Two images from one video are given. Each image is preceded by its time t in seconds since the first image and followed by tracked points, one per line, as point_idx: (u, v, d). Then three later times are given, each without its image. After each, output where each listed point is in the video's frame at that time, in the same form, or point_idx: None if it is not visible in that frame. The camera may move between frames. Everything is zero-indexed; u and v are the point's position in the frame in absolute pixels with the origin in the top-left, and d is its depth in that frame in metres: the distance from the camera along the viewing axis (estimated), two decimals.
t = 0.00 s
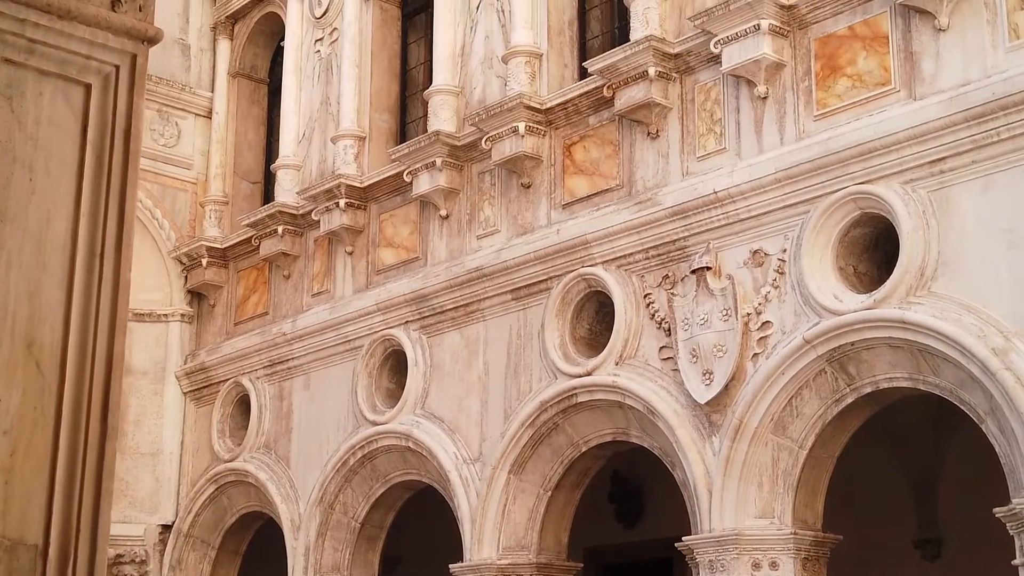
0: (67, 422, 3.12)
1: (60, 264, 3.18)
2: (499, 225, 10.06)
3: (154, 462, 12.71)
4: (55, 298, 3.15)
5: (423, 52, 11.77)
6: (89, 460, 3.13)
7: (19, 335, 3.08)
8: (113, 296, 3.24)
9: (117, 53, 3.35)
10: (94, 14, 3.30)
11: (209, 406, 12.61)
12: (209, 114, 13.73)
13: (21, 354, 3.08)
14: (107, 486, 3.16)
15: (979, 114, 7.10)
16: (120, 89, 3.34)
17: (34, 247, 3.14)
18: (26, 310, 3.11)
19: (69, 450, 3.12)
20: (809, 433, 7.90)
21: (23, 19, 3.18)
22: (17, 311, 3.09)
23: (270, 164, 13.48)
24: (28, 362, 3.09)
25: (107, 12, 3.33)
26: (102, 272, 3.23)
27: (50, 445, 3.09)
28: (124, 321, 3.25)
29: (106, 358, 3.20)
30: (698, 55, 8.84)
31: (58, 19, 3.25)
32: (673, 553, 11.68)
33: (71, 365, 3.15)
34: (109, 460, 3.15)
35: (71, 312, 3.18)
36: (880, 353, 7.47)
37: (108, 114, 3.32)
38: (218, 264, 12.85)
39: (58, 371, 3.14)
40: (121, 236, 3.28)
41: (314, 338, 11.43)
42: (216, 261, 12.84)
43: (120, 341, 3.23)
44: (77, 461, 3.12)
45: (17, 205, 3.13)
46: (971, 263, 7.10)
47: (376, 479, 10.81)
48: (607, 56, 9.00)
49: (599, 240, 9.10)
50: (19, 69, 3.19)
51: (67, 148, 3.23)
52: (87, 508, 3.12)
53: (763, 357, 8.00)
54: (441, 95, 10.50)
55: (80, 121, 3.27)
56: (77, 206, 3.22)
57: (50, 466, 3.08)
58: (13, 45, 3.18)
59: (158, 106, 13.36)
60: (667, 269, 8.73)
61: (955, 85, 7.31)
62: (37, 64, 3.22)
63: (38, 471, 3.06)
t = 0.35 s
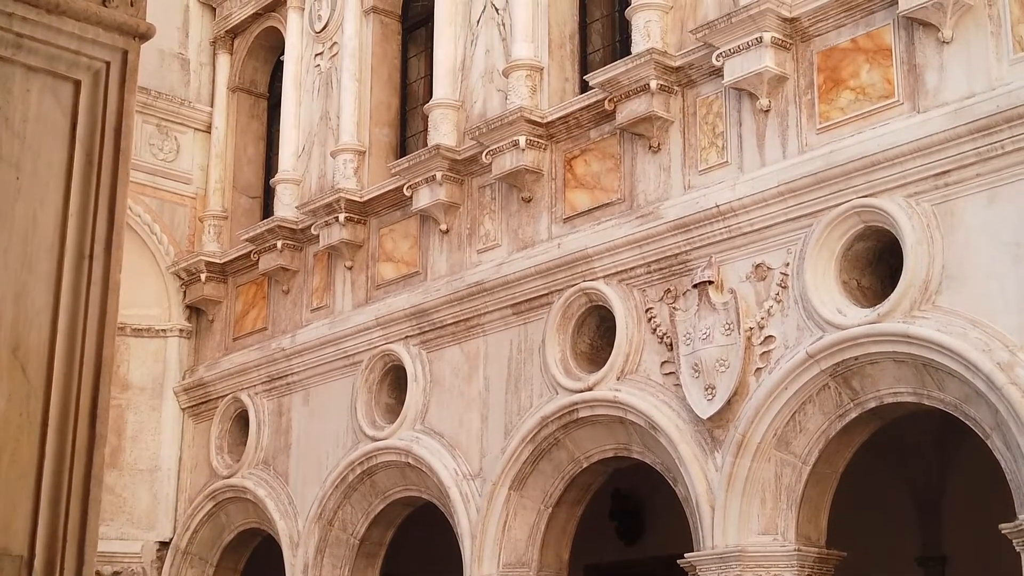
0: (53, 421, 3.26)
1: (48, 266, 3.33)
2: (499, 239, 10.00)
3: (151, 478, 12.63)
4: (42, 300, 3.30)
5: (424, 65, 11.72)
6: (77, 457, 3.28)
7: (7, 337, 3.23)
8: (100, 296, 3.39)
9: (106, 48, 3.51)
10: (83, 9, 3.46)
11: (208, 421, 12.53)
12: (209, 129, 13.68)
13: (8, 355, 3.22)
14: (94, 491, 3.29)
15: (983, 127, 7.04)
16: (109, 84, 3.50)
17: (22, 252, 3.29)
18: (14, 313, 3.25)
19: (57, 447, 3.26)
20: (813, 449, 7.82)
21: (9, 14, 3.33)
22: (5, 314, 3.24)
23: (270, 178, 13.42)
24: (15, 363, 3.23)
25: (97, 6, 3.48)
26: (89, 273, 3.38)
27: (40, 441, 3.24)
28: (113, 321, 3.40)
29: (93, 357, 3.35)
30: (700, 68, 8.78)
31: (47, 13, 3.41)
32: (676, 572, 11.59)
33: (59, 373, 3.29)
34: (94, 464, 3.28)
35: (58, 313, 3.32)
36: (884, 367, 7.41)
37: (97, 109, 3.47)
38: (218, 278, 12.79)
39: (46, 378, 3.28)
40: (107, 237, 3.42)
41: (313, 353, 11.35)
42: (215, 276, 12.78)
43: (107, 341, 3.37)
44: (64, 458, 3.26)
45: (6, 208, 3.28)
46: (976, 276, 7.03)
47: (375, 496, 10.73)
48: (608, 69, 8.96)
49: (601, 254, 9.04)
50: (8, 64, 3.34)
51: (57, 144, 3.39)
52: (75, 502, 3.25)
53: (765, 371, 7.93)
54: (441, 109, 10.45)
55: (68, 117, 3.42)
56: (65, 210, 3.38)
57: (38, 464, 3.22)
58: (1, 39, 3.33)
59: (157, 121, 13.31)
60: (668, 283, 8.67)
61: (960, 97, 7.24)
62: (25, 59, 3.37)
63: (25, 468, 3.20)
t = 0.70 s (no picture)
0: (46, 431, 2.89)
1: (42, 262, 2.96)
2: (500, 248, 9.95)
3: (151, 488, 12.57)
4: (35, 298, 2.93)
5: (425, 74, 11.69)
6: (71, 471, 2.91)
7: None
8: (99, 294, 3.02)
9: (105, 43, 3.12)
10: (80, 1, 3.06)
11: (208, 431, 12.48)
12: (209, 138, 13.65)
13: None
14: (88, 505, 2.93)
15: (988, 134, 6.98)
16: (108, 81, 3.11)
17: (15, 246, 2.92)
18: (4, 312, 2.88)
19: (51, 459, 2.89)
20: (817, 458, 7.77)
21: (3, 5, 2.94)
22: None
23: (270, 187, 13.39)
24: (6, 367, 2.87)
25: None
26: (87, 270, 3.00)
27: (31, 453, 2.88)
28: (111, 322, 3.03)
29: (91, 361, 2.98)
30: (703, 75, 8.74)
31: (41, 6, 3.01)
32: None
33: (52, 375, 2.92)
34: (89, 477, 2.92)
35: (53, 312, 2.95)
36: (889, 376, 7.35)
37: (95, 106, 3.08)
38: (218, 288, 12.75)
39: (38, 382, 2.91)
40: (107, 232, 3.05)
41: (314, 363, 11.30)
42: (215, 285, 12.73)
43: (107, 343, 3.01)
44: (58, 471, 2.90)
45: None
46: (982, 284, 6.97)
47: (376, 506, 10.68)
48: (611, 76, 8.91)
49: (603, 262, 8.99)
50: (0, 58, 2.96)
51: (51, 142, 3.01)
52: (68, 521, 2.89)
53: (769, 380, 7.88)
54: (442, 117, 10.42)
55: (64, 114, 3.04)
56: (62, 202, 3.00)
57: (28, 477, 2.87)
58: None
59: (157, 130, 13.28)
60: (671, 292, 8.62)
61: (965, 104, 7.19)
62: (19, 53, 2.99)
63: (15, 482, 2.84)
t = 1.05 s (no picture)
0: (35, 434, 2.84)
1: (32, 264, 2.90)
2: (501, 259, 9.91)
3: (150, 500, 12.51)
4: (25, 300, 2.87)
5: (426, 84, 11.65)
6: (62, 475, 2.87)
7: None
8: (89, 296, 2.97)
9: (96, 40, 3.07)
10: None
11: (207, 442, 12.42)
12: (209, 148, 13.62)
13: None
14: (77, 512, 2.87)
15: (993, 143, 6.93)
16: (99, 79, 3.06)
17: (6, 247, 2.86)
18: None
19: (41, 463, 2.85)
20: (820, 470, 7.72)
21: None
22: None
23: (270, 198, 13.35)
24: None
25: None
26: (77, 272, 2.95)
27: (20, 457, 2.83)
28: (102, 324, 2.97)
29: (81, 364, 2.93)
30: (704, 85, 8.71)
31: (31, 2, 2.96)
32: None
33: (42, 377, 2.87)
34: (80, 482, 2.87)
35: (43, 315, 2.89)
36: (892, 387, 7.30)
37: (86, 105, 3.03)
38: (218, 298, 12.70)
39: (27, 385, 2.86)
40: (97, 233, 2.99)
41: (314, 374, 11.25)
42: (215, 296, 12.69)
43: (98, 346, 2.95)
44: (48, 475, 2.85)
45: None
46: (986, 294, 6.92)
47: (376, 518, 10.62)
48: (612, 86, 8.87)
49: (604, 273, 8.94)
50: None
51: (42, 142, 2.95)
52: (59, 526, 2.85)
53: (771, 392, 7.83)
54: (443, 127, 10.39)
55: (55, 112, 2.98)
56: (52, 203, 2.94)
57: (18, 482, 2.82)
58: None
59: (157, 140, 13.26)
60: (673, 302, 8.57)
61: (968, 114, 7.15)
62: (10, 50, 2.93)
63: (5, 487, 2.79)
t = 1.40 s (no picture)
0: (20, 445, 2.64)
1: (17, 268, 2.71)
2: (501, 270, 9.86)
3: (149, 513, 12.44)
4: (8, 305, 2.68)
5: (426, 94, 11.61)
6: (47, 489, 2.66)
7: None
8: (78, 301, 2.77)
9: (86, 37, 2.87)
10: None
11: (206, 454, 12.36)
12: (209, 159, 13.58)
13: None
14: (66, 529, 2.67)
15: (997, 153, 6.89)
16: (90, 77, 2.87)
17: None
18: None
19: (24, 476, 2.64)
20: (822, 482, 7.66)
21: None
22: None
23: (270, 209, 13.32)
24: None
25: None
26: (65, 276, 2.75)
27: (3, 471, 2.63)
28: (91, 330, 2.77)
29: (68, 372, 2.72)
30: (706, 95, 8.67)
31: None
32: None
33: (27, 385, 2.67)
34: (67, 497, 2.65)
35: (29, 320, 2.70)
36: (895, 399, 7.25)
37: (75, 101, 2.84)
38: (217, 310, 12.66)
39: (12, 394, 2.66)
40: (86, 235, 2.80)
41: (314, 386, 11.19)
42: (213, 307, 12.64)
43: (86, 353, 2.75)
44: (32, 489, 2.64)
45: None
46: (989, 305, 6.87)
47: (376, 531, 10.55)
48: (613, 96, 8.83)
49: (605, 284, 8.89)
50: None
51: (28, 139, 2.76)
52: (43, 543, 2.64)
53: (774, 403, 7.77)
54: (443, 137, 10.35)
55: (42, 108, 2.79)
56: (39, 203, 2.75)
57: None
58: None
59: (157, 151, 13.22)
60: (674, 313, 8.52)
61: (971, 124, 7.11)
62: None
63: None
